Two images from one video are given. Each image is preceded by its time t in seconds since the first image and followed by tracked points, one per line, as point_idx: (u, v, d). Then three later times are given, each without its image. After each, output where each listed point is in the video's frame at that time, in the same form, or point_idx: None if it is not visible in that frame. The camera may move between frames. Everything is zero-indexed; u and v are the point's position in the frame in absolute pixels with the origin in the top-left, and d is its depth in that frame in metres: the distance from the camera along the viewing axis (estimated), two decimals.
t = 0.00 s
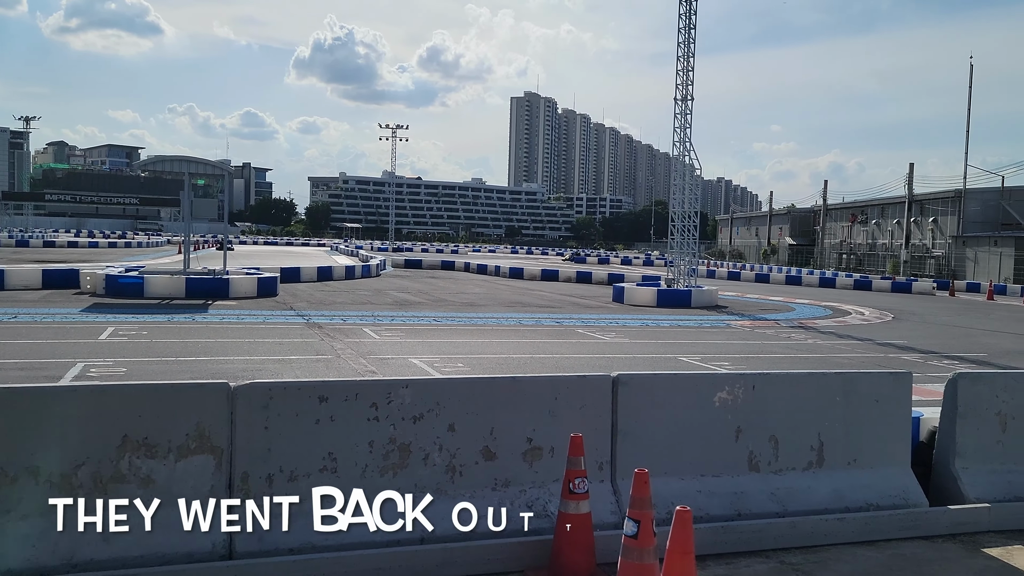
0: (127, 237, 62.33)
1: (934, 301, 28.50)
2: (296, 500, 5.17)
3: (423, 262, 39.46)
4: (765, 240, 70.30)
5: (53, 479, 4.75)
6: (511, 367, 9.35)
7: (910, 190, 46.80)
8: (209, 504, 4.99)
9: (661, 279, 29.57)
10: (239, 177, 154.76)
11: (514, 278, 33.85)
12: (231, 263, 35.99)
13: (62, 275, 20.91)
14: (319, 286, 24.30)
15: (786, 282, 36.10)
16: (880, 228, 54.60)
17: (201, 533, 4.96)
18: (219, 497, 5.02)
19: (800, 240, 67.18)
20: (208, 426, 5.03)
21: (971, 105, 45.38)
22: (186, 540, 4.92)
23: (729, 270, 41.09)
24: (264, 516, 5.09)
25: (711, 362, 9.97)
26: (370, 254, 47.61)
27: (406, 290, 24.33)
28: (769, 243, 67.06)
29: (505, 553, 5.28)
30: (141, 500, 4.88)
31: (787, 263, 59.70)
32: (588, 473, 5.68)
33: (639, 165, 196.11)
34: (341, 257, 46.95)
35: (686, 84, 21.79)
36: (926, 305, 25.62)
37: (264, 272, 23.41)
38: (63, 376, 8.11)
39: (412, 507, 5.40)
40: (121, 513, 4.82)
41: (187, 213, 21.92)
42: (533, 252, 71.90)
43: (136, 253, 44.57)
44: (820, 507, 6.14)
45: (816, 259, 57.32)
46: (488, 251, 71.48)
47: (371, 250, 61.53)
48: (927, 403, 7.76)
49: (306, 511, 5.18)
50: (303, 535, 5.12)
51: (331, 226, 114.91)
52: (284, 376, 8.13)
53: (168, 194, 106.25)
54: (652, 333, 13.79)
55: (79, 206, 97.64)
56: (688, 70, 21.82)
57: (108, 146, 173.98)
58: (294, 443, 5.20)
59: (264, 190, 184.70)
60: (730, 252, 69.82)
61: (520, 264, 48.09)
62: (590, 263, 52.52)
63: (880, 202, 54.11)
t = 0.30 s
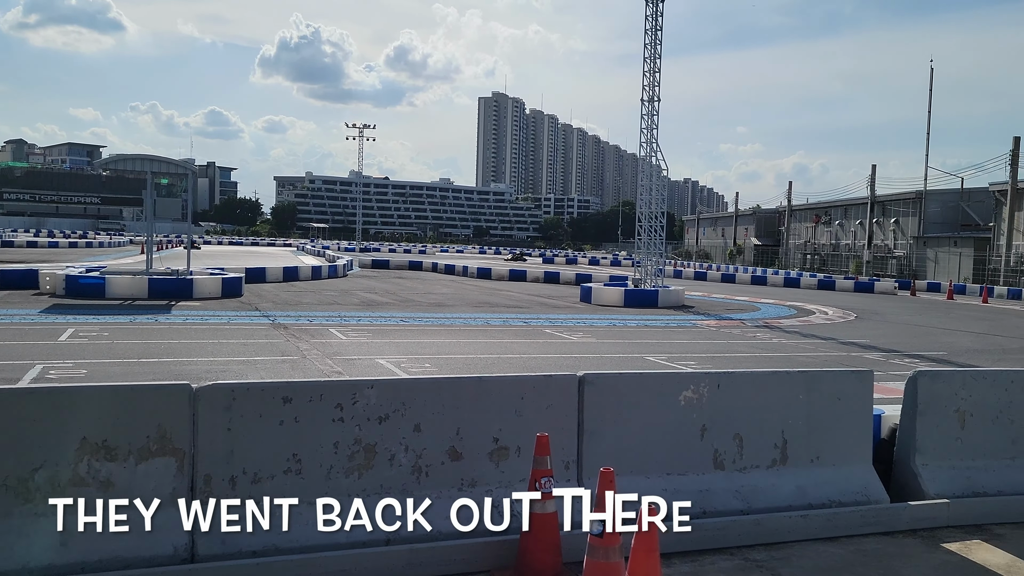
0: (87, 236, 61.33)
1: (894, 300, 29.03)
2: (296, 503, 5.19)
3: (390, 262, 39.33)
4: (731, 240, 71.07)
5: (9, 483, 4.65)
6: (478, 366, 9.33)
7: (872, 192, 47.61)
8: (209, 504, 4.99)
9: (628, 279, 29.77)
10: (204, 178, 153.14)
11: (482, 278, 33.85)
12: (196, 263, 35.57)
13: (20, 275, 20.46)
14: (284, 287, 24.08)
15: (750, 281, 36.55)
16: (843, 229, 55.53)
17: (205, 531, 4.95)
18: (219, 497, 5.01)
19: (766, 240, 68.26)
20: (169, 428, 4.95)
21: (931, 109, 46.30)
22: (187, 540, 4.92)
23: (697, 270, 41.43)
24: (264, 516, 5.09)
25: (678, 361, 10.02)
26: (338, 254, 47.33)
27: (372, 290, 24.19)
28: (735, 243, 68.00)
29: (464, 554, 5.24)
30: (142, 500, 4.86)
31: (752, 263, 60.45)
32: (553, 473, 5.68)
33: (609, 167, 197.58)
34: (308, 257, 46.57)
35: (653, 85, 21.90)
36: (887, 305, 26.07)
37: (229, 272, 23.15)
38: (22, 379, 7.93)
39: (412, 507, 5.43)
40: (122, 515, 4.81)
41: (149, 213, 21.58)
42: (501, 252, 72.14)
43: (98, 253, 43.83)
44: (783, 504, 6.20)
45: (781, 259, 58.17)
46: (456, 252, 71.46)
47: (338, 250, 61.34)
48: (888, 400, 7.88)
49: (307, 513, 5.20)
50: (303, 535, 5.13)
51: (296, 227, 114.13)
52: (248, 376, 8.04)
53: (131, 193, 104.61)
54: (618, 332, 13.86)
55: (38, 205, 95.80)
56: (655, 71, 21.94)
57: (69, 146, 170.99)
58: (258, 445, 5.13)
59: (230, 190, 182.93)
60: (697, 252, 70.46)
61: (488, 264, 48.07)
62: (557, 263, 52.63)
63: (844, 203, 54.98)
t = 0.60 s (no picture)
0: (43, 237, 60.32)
1: (853, 301, 29.56)
2: (296, 503, 5.20)
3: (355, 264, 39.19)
4: (694, 241, 71.87)
5: None
6: (439, 369, 9.32)
7: (833, 195, 48.42)
8: (209, 503, 4.99)
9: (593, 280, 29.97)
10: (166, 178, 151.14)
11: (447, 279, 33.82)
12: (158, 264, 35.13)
13: None
14: (246, 289, 23.87)
15: (713, 282, 36.99)
16: (804, 231, 56.41)
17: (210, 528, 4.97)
18: (219, 497, 5.02)
19: (728, 242, 69.33)
20: (122, 433, 4.84)
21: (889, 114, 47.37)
22: (187, 540, 4.91)
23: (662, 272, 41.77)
24: (264, 516, 5.11)
25: (640, 363, 10.09)
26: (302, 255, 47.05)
27: (336, 292, 24.07)
28: (699, 245, 68.79)
29: (407, 560, 5.15)
30: (142, 500, 4.86)
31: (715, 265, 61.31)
32: (514, 474, 5.67)
33: (578, 168, 198.55)
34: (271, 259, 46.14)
35: (617, 88, 22.08)
36: (846, 306, 26.52)
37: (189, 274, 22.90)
38: None
39: (412, 508, 5.48)
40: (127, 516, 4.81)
41: (108, 214, 21.25)
42: (467, 254, 72.42)
43: (55, 254, 43.12)
44: (743, 504, 6.26)
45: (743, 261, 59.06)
46: (422, 253, 71.47)
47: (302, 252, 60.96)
48: (845, 400, 8.01)
49: (307, 514, 5.21)
50: (302, 536, 5.15)
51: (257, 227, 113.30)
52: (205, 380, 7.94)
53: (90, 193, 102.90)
54: (581, 334, 13.93)
55: None
56: (618, 74, 22.09)
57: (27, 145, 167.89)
58: (215, 450, 5.04)
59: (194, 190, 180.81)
60: (661, 254, 71.19)
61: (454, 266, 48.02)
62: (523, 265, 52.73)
63: (805, 206, 55.97)
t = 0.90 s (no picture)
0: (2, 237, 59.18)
1: (819, 301, 29.92)
2: (296, 503, 5.19)
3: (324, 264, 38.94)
4: (664, 242, 72.39)
5: None
6: (406, 370, 9.30)
7: (800, 196, 48.98)
8: (209, 503, 4.98)
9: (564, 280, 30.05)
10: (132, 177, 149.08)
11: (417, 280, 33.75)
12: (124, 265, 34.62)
13: None
14: (212, 289, 23.62)
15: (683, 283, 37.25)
16: (772, 232, 57.03)
17: (211, 526, 4.96)
18: (219, 497, 5.01)
19: (698, 242, 69.85)
20: (83, 434, 4.73)
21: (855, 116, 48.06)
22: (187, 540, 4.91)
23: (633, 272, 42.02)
24: (264, 516, 5.08)
25: (608, 363, 10.13)
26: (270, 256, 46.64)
27: (306, 292, 23.90)
28: (668, 245, 69.27)
29: (373, 561, 5.08)
30: (141, 500, 4.83)
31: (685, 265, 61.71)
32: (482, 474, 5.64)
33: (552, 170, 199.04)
34: (239, 259, 45.70)
35: (587, 88, 22.16)
36: (813, 305, 26.87)
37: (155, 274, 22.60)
38: None
39: (411, 508, 5.48)
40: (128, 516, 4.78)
41: (70, 213, 20.87)
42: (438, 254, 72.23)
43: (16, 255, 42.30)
44: (711, 503, 6.29)
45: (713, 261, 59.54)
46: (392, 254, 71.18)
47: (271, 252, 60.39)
48: (811, 399, 8.11)
49: (307, 512, 5.20)
50: (302, 534, 5.13)
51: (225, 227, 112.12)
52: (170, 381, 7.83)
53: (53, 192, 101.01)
54: (550, 334, 13.96)
55: None
56: (588, 75, 22.17)
57: None
58: (178, 451, 4.94)
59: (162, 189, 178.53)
60: (632, 254, 71.57)
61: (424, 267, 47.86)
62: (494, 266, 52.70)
63: (773, 207, 56.62)
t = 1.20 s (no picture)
0: None
1: (795, 302, 30.15)
2: (296, 503, 5.19)
3: (301, 264, 38.70)
4: (642, 243, 72.68)
5: None
6: (384, 370, 9.26)
7: (777, 197, 49.37)
8: (209, 503, 4.97)
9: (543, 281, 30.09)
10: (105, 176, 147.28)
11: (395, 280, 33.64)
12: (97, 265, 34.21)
13: None
14: (188, 289, 23.40)
15: (661, 283, 37.41)
16: (749, 233, 57.47)
17: (211, 525, 4.94)
18: (220, 497, 5.00)
19: (676, 243, 70.20)
20: (58, 435, 4.64)
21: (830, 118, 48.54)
22: (187, 540, 4.88)
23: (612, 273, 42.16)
24: (264, 516, 5.08)
25: (586, 363, 10.15)
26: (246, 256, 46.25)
27: (282, 292, 23.73)
28: (646, 246, 69.59)
29: (358, 560, 5.06)
30: (141, 500, 4.81)
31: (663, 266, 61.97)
32: (461, 474, 5.62)
33: (532, 171, 199.28)
34: (215, 259, 45.30)
35: (565, 89, 22.20)
36: (789, 306, 27.08)
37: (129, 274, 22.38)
38: None
39: (411, 508, 5.49)
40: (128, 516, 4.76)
41: (42, 213, 20.59)
42: (416, 254, 72.07)
43: None
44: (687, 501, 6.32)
45: (691, 262, 59.88)
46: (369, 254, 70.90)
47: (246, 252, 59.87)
48: (788, 399, 8.17)
49: (307, 512, 5.21)
50: (303, 534, 5.14)
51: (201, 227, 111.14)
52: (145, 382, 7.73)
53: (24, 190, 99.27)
54: (528, 335, 13.96)
55: None
56: (566, 76, 22.19)
57: None
58: (155, 451, 4.88)
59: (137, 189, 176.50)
60: (610, 255, 71.76)
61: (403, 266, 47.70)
62: (473, 267, 52.61)
63: (750, 208, 57.06)
